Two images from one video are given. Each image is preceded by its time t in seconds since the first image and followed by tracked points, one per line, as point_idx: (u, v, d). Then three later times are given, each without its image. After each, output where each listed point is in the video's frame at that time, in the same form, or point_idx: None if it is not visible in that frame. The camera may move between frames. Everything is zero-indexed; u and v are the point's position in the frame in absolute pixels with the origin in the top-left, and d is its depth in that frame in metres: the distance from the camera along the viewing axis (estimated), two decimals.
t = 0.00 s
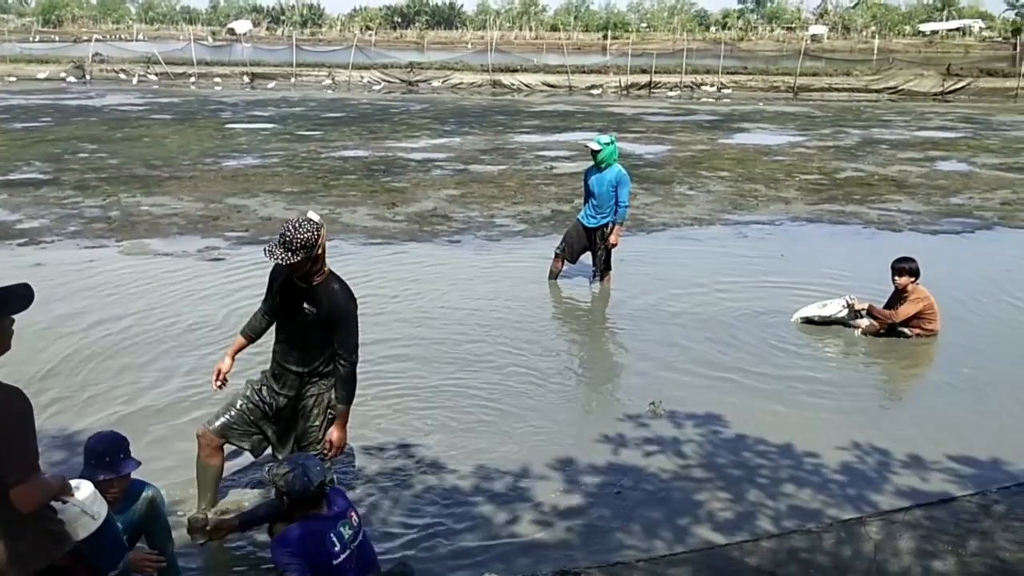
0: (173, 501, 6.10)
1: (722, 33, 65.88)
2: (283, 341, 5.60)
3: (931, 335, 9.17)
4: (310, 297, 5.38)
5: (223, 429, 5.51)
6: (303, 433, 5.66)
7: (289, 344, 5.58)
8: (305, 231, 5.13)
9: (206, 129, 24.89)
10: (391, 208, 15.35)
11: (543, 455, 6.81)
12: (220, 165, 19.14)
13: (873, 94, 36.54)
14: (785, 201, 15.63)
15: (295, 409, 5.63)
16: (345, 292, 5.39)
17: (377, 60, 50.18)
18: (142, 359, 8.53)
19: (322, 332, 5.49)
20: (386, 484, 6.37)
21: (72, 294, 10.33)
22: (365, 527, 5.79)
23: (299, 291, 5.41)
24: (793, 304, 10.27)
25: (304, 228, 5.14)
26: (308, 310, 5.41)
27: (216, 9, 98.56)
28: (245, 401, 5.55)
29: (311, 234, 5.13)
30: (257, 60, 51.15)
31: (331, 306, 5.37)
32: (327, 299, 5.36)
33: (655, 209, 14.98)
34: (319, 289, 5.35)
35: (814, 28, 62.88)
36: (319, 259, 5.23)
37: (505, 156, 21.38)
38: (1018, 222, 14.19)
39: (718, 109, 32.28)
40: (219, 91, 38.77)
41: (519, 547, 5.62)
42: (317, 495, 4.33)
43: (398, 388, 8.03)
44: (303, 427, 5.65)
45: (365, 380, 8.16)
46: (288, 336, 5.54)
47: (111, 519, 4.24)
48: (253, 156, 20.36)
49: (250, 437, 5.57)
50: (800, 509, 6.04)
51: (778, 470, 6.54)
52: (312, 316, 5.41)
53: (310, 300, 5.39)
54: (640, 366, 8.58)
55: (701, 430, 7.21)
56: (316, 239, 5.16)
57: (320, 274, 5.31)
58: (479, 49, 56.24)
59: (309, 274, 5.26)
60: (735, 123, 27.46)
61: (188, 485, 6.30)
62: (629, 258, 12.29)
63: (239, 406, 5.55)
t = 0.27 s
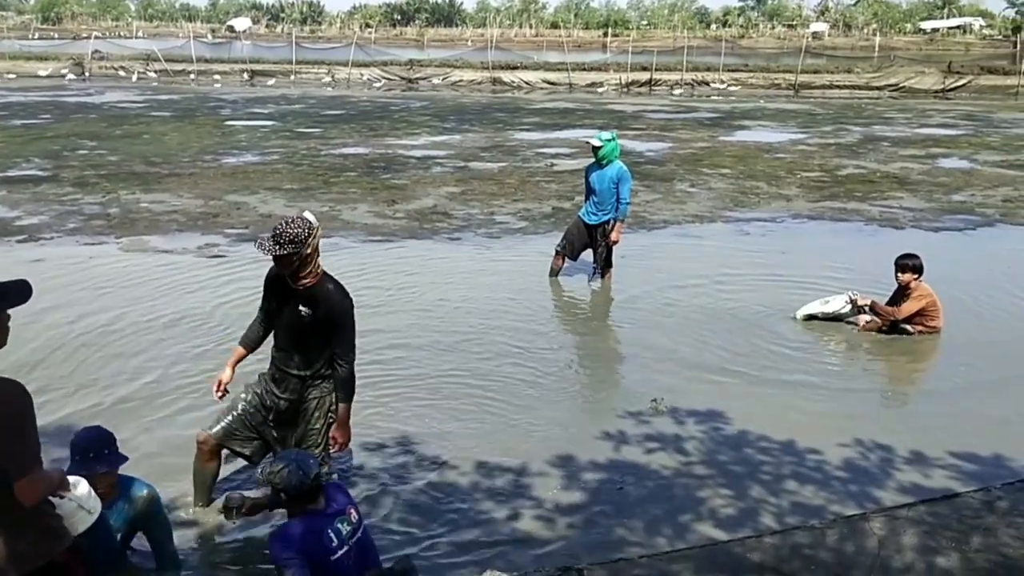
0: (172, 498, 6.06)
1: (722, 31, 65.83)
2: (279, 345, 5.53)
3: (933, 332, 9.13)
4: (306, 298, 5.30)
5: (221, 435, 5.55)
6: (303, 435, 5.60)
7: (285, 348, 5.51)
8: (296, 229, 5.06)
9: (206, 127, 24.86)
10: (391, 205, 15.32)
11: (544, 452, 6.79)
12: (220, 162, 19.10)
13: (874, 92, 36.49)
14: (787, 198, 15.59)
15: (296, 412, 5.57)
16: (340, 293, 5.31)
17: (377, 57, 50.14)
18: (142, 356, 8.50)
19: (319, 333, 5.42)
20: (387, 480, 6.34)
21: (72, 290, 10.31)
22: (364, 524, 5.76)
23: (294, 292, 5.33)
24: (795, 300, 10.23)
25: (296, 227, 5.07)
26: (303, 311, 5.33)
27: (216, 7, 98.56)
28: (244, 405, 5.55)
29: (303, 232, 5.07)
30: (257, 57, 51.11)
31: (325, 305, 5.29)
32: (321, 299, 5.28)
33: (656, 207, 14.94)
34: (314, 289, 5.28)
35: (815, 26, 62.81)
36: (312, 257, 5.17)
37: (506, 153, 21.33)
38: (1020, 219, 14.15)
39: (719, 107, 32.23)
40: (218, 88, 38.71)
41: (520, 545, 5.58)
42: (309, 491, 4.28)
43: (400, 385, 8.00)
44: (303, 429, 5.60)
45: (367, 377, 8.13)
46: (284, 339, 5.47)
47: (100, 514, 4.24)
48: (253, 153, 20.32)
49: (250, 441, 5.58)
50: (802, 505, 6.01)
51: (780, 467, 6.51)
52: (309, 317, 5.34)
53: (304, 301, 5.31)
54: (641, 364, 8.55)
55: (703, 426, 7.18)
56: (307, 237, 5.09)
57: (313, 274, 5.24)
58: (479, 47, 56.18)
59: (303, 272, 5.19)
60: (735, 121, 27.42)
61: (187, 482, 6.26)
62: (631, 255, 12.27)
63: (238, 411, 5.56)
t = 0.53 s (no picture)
0: (169, 479, 6.08)
1: (726, 23, 65.69)
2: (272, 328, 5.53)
3: (932, 329, 9.15)
4: (298, 280, 5.31)
5: (215, 417, 5.64)
6: (294, 419, 5.60)
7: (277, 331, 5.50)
8: (286, 210, 5.10)
9: (208, 110, 24.82)
10: (393, 191, 15.31)
11: (541, 440, 6.81)
12: (222, 145, 19.08)
13: (877, 88, 36.44)
14: (788, 193, 15.60)
15: (288, 395, 5.56)
16: (332, 274, 5.31)
17: (380, 44, 50.04)
18: (143, 337, 8.51)
19: (310, 315, 5.42)
20: (384, 465, 6.36)
21: (75, 270, 10.33)
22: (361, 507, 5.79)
23: (285, 274, 5.35)
24: (795, 295, 10.25)
25: (287, 208, 5.10)
26: (294, 293, 5.33)
27: None
28: (238, 388, 5.61)
29: (294, 211, 5.10)
30: (260, 41, 50.99)
31: (317, 286, 5.29)
32: (313, 279, 5.29)
33: (657, 198, 14.95)
34: (306, 271, 5.29)
35: (820, 21, 62.68)
36: (303, 238, 5.19)
37: (508, 142, 21.32)
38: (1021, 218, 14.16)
39: (722, 99, 32.20)
40: (221, 71, 38.62)
41: (515, 531, 5.61)
42: (309, 469, 4.26)
43: (399, 371, 8.02)
44: (294, 413, 5.59)
45: (366, 363, 8.15)
46: (276, 321, 5.47)
47: (94, 490, 4.26)
48: (255, 137, 20.31)
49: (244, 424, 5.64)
50: (797, 498, 6.03)
51: (776, 459, 6.53)
52: (301, 299, 5.34)
53: (295, 283, 5.31)
54: (639, 355, 8.57)
55: (700, 418, 7.20)
56: (297, 217, 5.12)
57: (304, 255, 5.25)
58: (483, 35, 56.06)
59: (294, 253, 5.21)
60: (738, 114, 27.39)
61: (184, 463, 6.28)
62: (631, 247, 12.28)
63: (231, 393, 5.62)
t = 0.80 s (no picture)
0: (160, 472, 6.07)
1: (727, 29, 65.74)
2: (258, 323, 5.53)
3: (925, 338, 9.18)
4: (286, 274, 5.32)
5: (203, 416, 5.61)
6: (282, 413, 5.64)
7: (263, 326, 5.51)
8: (275, 202, 5.12)
9: (207, 104, 24.81)
10: (391, 189, 15.32)
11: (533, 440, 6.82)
12: (220, 139, 19.07)
13: (877, 97, 36.48)
14: (785, 199, 15.62)
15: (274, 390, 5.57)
16: (319, 268, 5.33)
17: (381, 41, 50.02)
18: (141, 330, 8.50)
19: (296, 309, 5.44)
20: (376, 462, 6.36)
21: (72, 261, 10.32)
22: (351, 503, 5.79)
23: (271, 268, 5.36)
24: (789, 301, 10.27)
25: (276, 201, 5.12)
26: (280, 287, 5.35)
27: None
28: (223, 387, 5.56)
29: (282, 204, 5.13)
30: (261, 36, 50.94)
31: (304, 280, 5.31)
32: (300, 273, 5.31)
33: (655, 202, 14.96)
34: (293, 265, 5.31)
35: (820, 28, 62.76)
36: (290, 231, 5.21)
37: (507, 142, 21.33)
38: (1016, 230, 14.20)
39: (721, 105, 32.22)
40: (221, 66, 38.59)
41: (505, 531, 5.61)
42: (297, 463, 4.26)
43: (392, 369, 8.03)
44: (281, 407, 5.64)
45: (360, 360, 8.16)
46: (261, 316, 5.47)
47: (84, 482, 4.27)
48: (253, 132, 20.30)
49: (231, 422, 5.61)
50: (786, 504, 6.04)
51: (767, 465, 6.54)
52: (288, 293, 5.35)
53: (281, 276, 5.33)
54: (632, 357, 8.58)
55: (692, 422, 7.22)
56: (285, 209, 5.14)
57: (292, 249, 5.26)
58: (484, 35, 56.07)
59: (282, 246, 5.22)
60: (738, 119, 27.41)
61: (176, 456, 6.28)
62: (627, 249, 12.30)
63: (217, 392, 5.57)
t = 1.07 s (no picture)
0: (157, 477, 6.07)
1: (725, 29, 65.76)
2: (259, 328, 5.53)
3: (923, 338, 9.17)
4: (285, 278, 5.31)
5: (212, 421, 5.64)
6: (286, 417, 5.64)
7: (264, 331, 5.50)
8: (271, 206, 5.11)
9: (206, 106, 24.82)
10: (389, 191, 15.32)
11: (530, 443, 6.81)
12: (218, 142, 19.06)
13: (875, 97, 36.50)
14: (783, 200, 15.62)
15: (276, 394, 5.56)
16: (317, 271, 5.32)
17: (380, 43, 50.04)
18: (142, 334, 8.50)
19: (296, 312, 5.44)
20: (374, 466, 6.36)
21: (72, 265, 10.32)
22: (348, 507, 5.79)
23: (270, 272, 5.36)
24: (787, 302, 10.26)
25: (272, 204, 5.11)
26: (279, 291, 5.35)
27: None
28: (229, 392, 5.56)
29: (279, 208, 5.12)
30: (260, 38, 50.96)
31: (303, 283, 5.30)
32: (299, 276, 5.30)
33: (653, 203, 14.96)
34: (292, 269, 5.30)
35: (818, 29, 62.79)
36: (287, 236, 5.20)
37: (505, 144, 21.33)
38: (1014, 229, 14.20)
39: (720, 105, 32.23)
40: (220, 68, 38.61)
41: (503, 534, 5.61)
42: (290, 467, 4.24)
43: (390, 371, 8.03)
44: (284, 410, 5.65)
45: (357, 362, 8.17)
46: (262, 320, 5.47)
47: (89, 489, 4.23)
48: (251, 135, 20.30)
49: (238, 427, 5.63)
50: (784, 505, 6.04)
51: (765, 466, 6.54)
52: (287, 297, 5.35)
53: (280, 280, 5.33)
54: (630, 359, 8.58)
55: (689, 424, 7.21)
56: (282, 212, 5.13)
57: (289, 253, 5.26)
58: (482, 36, 56.11)
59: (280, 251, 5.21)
60: (736, 120, 27.42)
61: (174, 460, 6.28)
62: (626, 250, 12.29)
63: (223, 398, 5.58)
